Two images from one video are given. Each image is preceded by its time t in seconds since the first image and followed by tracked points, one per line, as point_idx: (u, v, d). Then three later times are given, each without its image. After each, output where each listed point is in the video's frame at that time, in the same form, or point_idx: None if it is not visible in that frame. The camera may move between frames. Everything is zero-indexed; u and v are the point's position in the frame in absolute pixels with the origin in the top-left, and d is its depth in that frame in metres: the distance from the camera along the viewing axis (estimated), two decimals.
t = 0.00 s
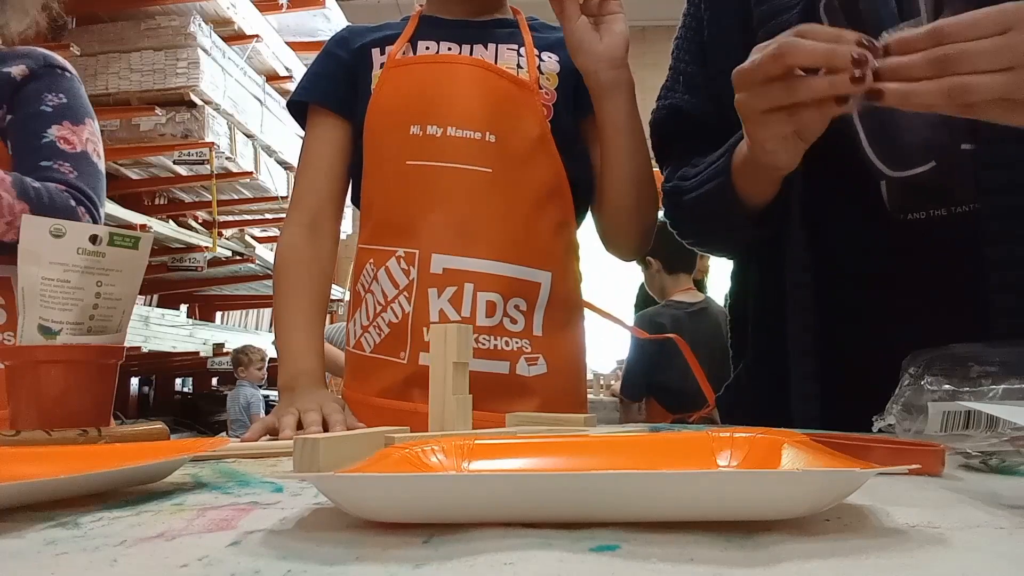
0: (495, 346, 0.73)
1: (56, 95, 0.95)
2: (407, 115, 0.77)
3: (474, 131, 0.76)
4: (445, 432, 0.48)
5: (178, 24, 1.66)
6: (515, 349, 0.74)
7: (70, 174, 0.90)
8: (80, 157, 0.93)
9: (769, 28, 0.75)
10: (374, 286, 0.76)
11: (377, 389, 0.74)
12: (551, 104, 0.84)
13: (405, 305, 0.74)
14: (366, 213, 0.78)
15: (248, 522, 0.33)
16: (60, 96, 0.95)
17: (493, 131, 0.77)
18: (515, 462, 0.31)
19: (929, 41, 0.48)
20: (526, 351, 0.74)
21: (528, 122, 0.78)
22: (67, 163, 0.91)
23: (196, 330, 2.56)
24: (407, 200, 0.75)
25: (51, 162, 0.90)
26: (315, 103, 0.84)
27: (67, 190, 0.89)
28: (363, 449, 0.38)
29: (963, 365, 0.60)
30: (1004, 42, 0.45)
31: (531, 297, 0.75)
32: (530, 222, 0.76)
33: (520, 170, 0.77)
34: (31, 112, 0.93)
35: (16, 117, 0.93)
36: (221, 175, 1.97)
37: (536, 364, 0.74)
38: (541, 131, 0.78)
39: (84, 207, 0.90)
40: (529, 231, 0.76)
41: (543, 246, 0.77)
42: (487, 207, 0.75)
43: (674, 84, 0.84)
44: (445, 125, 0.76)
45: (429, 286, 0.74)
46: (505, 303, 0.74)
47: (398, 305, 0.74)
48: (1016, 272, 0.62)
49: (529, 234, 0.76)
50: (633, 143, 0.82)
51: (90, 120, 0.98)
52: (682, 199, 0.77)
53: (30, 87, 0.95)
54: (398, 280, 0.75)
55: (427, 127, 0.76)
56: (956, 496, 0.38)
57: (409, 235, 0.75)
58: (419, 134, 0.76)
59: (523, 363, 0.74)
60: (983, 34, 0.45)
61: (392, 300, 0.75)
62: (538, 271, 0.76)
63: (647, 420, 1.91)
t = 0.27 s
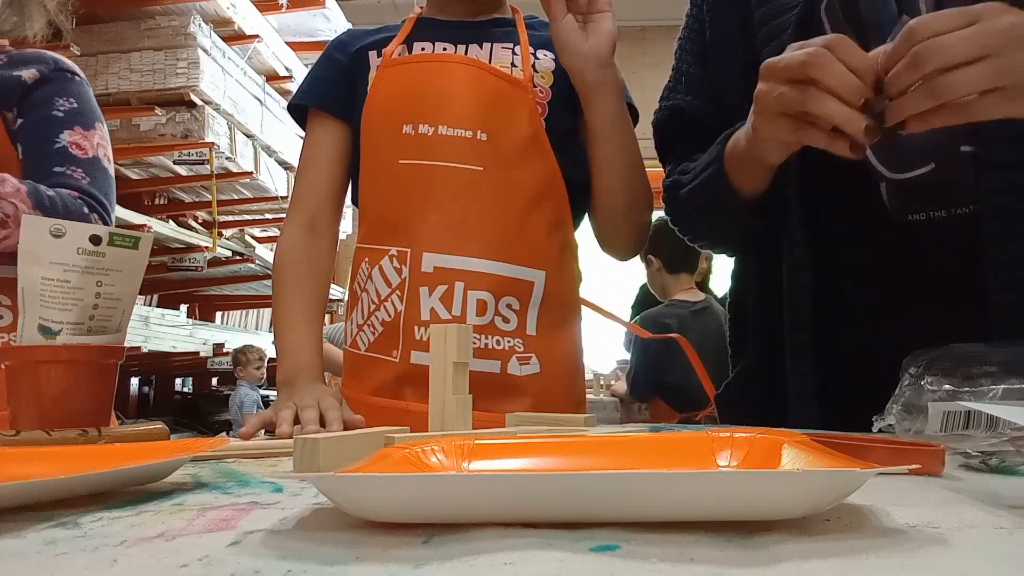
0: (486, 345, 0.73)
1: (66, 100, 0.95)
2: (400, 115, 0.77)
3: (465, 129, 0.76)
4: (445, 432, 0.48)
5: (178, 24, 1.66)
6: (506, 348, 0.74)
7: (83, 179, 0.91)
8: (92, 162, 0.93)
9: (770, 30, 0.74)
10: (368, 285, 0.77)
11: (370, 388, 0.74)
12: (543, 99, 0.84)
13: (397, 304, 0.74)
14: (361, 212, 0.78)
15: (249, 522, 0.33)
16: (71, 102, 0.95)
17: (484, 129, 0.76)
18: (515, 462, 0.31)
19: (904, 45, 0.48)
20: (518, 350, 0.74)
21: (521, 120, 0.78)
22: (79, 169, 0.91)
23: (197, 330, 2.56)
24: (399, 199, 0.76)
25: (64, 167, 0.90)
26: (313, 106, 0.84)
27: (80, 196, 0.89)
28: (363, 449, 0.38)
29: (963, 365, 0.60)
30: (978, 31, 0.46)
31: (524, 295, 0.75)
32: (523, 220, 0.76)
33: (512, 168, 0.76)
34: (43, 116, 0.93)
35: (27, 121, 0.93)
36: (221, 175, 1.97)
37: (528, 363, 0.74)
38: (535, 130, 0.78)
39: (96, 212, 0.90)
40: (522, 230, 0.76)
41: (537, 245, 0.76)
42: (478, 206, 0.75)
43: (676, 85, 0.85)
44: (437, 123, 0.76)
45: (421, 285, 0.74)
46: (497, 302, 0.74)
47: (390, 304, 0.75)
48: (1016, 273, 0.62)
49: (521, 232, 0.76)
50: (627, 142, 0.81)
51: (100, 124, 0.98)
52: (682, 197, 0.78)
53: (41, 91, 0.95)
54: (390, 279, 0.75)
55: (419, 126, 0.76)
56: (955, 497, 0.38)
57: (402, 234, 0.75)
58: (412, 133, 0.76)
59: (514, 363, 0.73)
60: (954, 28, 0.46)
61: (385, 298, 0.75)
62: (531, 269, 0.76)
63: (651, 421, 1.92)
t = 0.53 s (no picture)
0: (483, 345, 0.73)
1: (80, 106, 0.95)
2: (397, 116, 0.77)
3: (462, 130, 0.76)
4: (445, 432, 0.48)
5: (178, 24, 1.66)
6: (504, 348, 0.74)
7: (97, 186, 0.90)
8: (105, 168, 0.93)
9: (772, 29, 0.74)
10: (367, 286, 0.77)
11: (368, 389, 0.74)
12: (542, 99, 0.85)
13: (395, 305, 0.75)
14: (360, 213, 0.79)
15: (248, 522, 0.33)
16: (84, 107, 0.95)
17: (481, 129, 0.76)
18: (514, 462, 0.31)
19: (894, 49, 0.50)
20: (516, 351, 0.74)
21: (519, 119, 0.77)
22: (93, 175, 0.91)
23: (196, 330, 2.56)
24: (396, 200, 0.76)
25: (79, 174, 0.90)
26: (314, 111, 0.84)
27: (94, 203, 0.89)
28: (363, 449, 0.38)
29: (963, 365, 0.60)
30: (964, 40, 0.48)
31: (522, 296, 0.75)
32: (520, 220, 0.76)
33: (510, 168, 0.76)
34: (56, 122, 0.92)
35: (40, 126, 0.92)
36: (221, 175, 1.97)
37: (526, 364, 0.74)
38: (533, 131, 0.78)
39: (110, 218, 0.90)
40: (519, 230, 0.76)
41: (534, 245, 0.76)
42: (475, 206, 0.75)
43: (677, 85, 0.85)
44: (434, 124, 0.76)
45: (418, 286, 0.74)
46: (494, 303, 0.74)
47: (389, 305, 0.75)
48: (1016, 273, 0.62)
49: (518, 233, 0.76)
50: (625, 145, 0.81)
51: (112, 130, 0.97)
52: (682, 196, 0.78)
53: (54, 97, 0.94)
54: (389, 280, 0.75)
55: (416, 127, 0.76)
56: (955, 497, 0.38)
57: (400, 235, 0.75)
58: (409, 134, 0.76)
59: (512, 363, 0.73)
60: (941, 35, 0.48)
61: (383, 299, 0.75)
62: (529, 269, 0.76)
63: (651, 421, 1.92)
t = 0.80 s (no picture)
0: (491, 351, 0.73)
1: (98, 111, 0.94)
2: (405, 121, 0.77)
3: (471, 136, 0.76)
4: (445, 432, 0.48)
5: (178, 24, 1.66)
6: (512, 354, 0.74)
7: (112, 190, 0.90)
8: (121, 173, 0.93)
9: (775, 31, 0.75)
10: (373, 289, 0.77)
11: (373, 393, 0.74)
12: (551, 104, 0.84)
13: (403, 310, 0.75)
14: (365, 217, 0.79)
15: (248, 522, 0.33)
16: (102, 112, 0.94)
17: (489, 135, 0.76)
18: (514, 462, 0.31)
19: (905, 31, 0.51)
20: (523, 356, 0.74)
21: (528, 125, 0.77)
22: (109, 179, 0.91)
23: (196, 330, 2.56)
24: (405, 205, 0.76)
25: (94, 179, 0.90)
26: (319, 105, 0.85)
27: (108, 208, 0.88)
28: (363, 449, 0.38)
29: (963, 365, 0.60)
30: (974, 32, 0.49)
31: (530, 301, 0.75)
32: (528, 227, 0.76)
33: (518, 175, 0.76)
34: (74, 127, 0.92)
35: (59, 131, 0.92)
36: (221, 175, 1.97)
37: (534, 369, 0.74)
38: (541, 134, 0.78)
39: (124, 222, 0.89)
40: (527, 236, 0.76)
41: (542, 251, 0.77)
42: (483, 212, 0.75)
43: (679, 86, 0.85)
44: (443, 129, 0.76)
45: (426, 291, 0.74)
46: (502, 309, 0.74)
47: (395, 309, 0.75)
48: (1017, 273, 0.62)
49: (526, 239, 0.76)
50: (630, 147, 0.81)
51: (129, 135, 0.97)
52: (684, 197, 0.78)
53: (73, 102, 0.94)
54: (396, 285, 0.75)
55: (424, 132, 0.76)
56: (956, 497, 0.38)
57: (408, 241, 0.75)
58: (417, 139, 0.76)
59: (519, 369, 0.73)
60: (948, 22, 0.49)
61: (390, 303, 0.75)
62: (537, 275, 0.76)
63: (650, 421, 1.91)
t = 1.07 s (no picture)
0: (500, 352, 0.73)
1: (112, 113, 0.94)
2: (413, 120, 0.77)
3: (480, 137, 0.76)
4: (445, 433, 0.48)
5: (178, 24, 1.66)
6: (520, 355, 0.74)
7: (124, 193, 0.90)
8: (133, 175, 0.92)
9: (779, 30, 0.74)
10: (376, 291, 0.76)
11: (378, 396, 0.74)
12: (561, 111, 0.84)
13: (409, 312, 0.74)
14: (367, 218, 0.78)
15: (248, 522, 0.33)
16: (116, 114, 0.94)
17: (499, 135, 0.76)
18: (514, 462, 0.31)
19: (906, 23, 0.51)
20: (531, 357, 0.74)
21: (537, 126, 0.78)
22: (121, 182, 0.90)
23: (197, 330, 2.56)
24: (413, 205, 0.75)
25: (106, 181, 0.89)
26: (323, 94, 0.85)
27: (119, 210, 0.88)
28: (363, 449, 0.38)
29: (963, 365, 0.60)
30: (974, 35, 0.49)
31: (536, 302, 0.75)
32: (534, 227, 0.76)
33: (527, 175, 0.77)
34: (88, 129, 0.92)
35: (73, 134, 0.93)
36: (221, 175, 1.97)
37: (541, 369, 0.74)
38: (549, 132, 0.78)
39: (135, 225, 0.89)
40: (535, 237, 0.76)
41: (547, 251, 0.77)
42: (492, 213, 0.75)
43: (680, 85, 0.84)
44: (452, 130, 0.76)
45: (434, 292, 0.74)
46: (510, 310, 0.74)
47: (401, 311, 0.74)
48: (1017, 273, 0.62)
49: (533, 240, 0.76)
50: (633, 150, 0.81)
51: (143, 137, 0.97)
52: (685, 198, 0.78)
53: (88, 104, 0.94)
54: (402, 286, 0.75)
55: (433, 132, 0.76)
56: (955, 497, 0.38)
57: (415, 241, 0.75)
58: (425, 139, 0.76)
59: (527, 370, 0.73)
60: (942, 21, 0.49)
61: (395, 305, 0.74)
62: (544, 276, 0.76)
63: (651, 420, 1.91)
